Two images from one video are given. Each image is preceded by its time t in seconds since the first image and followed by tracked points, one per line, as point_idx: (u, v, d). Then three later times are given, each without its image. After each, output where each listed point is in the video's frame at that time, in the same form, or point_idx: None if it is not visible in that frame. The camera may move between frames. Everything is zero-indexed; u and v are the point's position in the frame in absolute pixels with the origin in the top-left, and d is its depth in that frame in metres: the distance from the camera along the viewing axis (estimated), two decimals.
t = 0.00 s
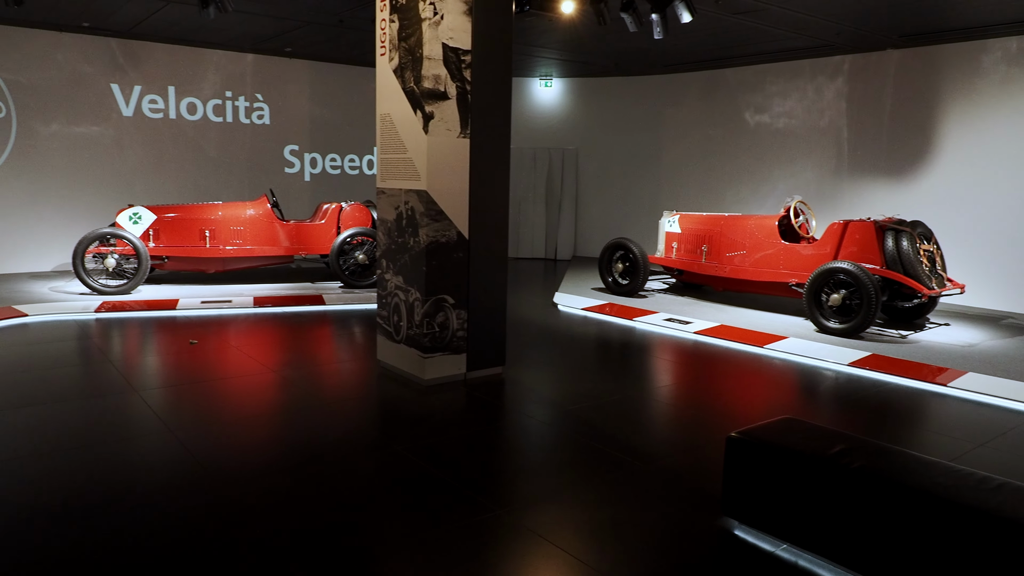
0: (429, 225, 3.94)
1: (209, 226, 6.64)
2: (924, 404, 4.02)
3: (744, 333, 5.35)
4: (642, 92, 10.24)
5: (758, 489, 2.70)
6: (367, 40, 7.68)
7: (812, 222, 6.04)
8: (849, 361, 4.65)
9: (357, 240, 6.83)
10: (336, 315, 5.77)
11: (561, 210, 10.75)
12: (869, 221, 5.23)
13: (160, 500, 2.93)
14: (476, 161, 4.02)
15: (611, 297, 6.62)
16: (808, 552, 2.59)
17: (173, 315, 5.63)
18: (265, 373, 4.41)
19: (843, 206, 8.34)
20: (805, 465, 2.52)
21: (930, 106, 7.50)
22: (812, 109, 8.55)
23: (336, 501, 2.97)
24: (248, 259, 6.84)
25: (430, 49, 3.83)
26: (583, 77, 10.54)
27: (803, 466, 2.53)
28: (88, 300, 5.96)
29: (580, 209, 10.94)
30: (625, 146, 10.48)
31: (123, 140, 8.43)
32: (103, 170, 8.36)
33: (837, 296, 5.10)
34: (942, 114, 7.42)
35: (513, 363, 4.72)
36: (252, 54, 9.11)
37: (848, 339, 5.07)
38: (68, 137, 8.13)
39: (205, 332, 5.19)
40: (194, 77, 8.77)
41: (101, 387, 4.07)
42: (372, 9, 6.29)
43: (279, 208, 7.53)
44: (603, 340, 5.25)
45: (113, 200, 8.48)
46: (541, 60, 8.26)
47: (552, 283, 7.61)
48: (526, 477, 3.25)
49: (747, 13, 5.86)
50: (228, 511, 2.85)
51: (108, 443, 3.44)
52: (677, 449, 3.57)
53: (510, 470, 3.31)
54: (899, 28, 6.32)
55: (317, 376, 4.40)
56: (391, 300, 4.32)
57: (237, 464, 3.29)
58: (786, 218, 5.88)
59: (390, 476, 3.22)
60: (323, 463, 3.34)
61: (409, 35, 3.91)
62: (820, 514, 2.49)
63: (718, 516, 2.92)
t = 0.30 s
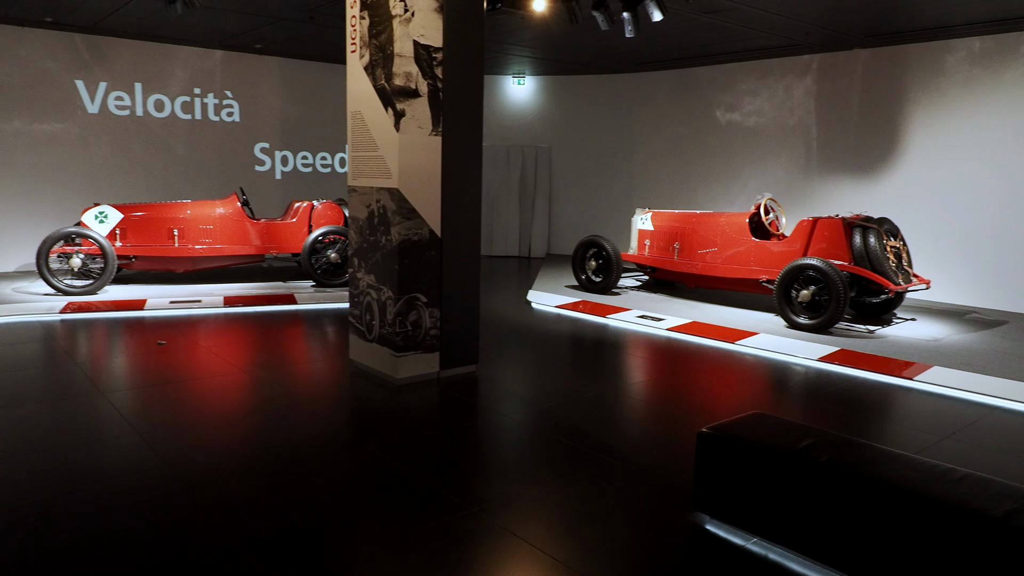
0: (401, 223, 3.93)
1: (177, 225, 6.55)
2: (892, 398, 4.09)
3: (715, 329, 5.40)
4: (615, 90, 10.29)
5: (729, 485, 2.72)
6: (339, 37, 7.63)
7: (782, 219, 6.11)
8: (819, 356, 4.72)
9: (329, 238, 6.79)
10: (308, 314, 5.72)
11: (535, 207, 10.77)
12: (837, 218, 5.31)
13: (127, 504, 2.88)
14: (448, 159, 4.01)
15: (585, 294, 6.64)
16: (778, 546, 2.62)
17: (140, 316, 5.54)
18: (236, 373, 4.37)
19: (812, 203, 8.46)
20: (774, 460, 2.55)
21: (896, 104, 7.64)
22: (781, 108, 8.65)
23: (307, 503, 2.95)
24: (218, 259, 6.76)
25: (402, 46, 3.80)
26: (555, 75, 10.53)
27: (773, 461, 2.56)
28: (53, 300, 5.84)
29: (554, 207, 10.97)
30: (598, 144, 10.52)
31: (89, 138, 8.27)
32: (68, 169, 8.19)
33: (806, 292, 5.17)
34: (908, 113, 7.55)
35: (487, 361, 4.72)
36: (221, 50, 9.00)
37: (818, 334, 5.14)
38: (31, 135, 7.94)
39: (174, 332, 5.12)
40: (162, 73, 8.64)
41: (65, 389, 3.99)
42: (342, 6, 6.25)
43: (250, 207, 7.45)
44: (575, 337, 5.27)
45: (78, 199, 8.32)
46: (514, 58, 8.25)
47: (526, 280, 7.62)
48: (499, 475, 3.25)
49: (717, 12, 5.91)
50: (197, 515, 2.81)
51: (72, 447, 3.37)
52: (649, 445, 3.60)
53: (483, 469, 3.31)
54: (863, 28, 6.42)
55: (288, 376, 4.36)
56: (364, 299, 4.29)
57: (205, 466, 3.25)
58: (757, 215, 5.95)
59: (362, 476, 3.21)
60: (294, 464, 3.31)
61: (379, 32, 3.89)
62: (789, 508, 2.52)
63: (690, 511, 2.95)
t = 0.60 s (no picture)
0: (373, 221, 3.91)
1: (146, 225, 6.47)
2: (861, 393, 4.15)
3: (688, 325, 5.45)
4: (589, 88, 10.32)
5: (700, 480, 2.75)
6: (311, 34, 7.57)
7: (753, 216, 6.18)
8: (789, 352, 4.78)
9: (301, 238, 6.76)
10: (280, 314, 5.68)
11: (509, 205, 10.78)
12: (807, 215, 5.37)
13: (92, 507, 2.83)
14: (420, 158, 4.00)
15: (559, 292, 6.67)
16: (748, 540, 2.65)
17: (108, 317, 5.45)
18: (207, 374, 4.32)
19: (782, 201, 8.56)
20: (744, 455, 2.58)
21: (864, 104, 7.75)
22: (752, 106, 8.73)
23: (277, 503, 2.93)
24: (188, 258, 6.69)
25: (372, 44, 3.79)
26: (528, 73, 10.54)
27: (743, 456, 2.58)
28: (18, 302, 5.73)
29: (529, 205, 10.98)
30: (572, 143, 10.55)
31: (54, 136, 8.12)
32: (33, 167, 8.04)
33: (777, 289, 5.23)
34: (874, 111, 7.68)
35: (461, 360, 4.72)
36: (190, 47, 8.90)
37: (789, 330, 5.21)
38: None
39: (142, 333, 5.05)
40: (129, 70, 8.52)
41: (28, 392, 3.92)
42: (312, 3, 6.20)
43: (220, 206, 7.37)
44: (548, 335, 5.28)
45: (44, 198, 8.17)
46: (487, 56, 8.25)
47: (500, 278, 7.62)
48: (472, 474, 3.25)
49: (687, 11, 5.95)
50: (165, 517, 2.78)
51: (34, 450, 3.31)
52: (622, 442, 3.62)
53: (456, 467, 3.31)
54: (828, 27, 6.50)
55: (261, 376, 4.33)
56: (336, 298, 4.27)
57: (173, 468, 3.21)
58: (728, 213, 6.00)
59: (335, 476, 3.19)
60: (265, 465, 3.28)
61: (350, 30, 3.86)
62: (759, 502, 2.55)
63: (663, 507, 2.97)
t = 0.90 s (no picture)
0: (348, 221, 3.89)
1: (116, 225, 6.39)
2: (834, 388, 4.21)
3: (664, 323, 5.49)
4: (565, 87, 10.34)
5: (674, 476, 2.77)
6: (284, 32, 7.51)
7: (728, 214, 6.24)
8: (764, 348, 4.83)
9: (275, 237, 6.72)
10: (255, 314, 5.64)
11: (485, 204, 10.78)
12: (780, 212, 5.43)
13: (61, 512, 2.79)
14: (395, 156, 3.99)
15: (534, 290, 6.68)
16: (723, 534, 2.68)
17: (79, 319, 5.37)
18: (180, 376, 4.28)
19: (756, 199, 8.64)
20: (716, 450, 2.61)
21: (835, 103, 7.84)
22: (725, 105, 8.80)
23: (251, 506, 2.91)
24: (160, 259, 6.62)
25: (345, 42, 3.77)
26: (504, 72, 10.56)
27: (715, 451, 2.61)
28: None
29: (506, 203, 11.00)
30: (549, 141, 10.57)
31: (21, 135, 7.93)
32: None
33: (751, 286, 5.29)
34: (845, 110, 7.78)
35: (438, 359, 4.72)
36: (160, 45, 8.80)
37: (763, 327, 5.27)
38: None
39: (113, 335, 4.99)
40: (97, 68, 8.41)
41: None
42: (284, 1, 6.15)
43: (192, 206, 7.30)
44: (524, 333, 5.30)
45: (12, 198, 8.02)
46: (463, 54, 8.23)
47: (476, 277, 7.62)
48: (448, 473, 3.25)
49: (660, 10, 5.99)
50: (137, 520, 2.75)
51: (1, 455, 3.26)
52: (597, 440, 3.64)
53: (432, 467, 3.31)
54: (798, 27, 6.57)
55: (236, 377, 4.30)
56: (310, 298, 4.25)
57: (145, 471, 3.18)
58: (703, 211, 6.05)
59: (310, 476, 3.18)
60: (239, 467, 3.25)
61: (323, 27, 3.84)
62: (732, 497, 2.58)
63: (638, 503, 2.99)
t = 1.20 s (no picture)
0: (322, 220, 3.87)
1: (86, 225, 6.31)
2: (807, 383, 4.27)
3: (640, 320, 5.53)
4: (542, 85, 10.35)
5: (648, 473, 2.79)
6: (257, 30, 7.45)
7: (703, 212, 6.29)
8: (738, 345, 4.88)
9: (249, 237, 6.67)
10: (228, 315, 5.59)
11: (462, 202, 10.77)
12: (754, 211, 5.49)
13: (28, 517, 2.75)
14: (369, 156, 3.97)
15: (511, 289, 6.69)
16: (697, 530, 2.70)
17: (48, 321, 5.29)
18: (152, 378, 4.24)
19: (730, 198, 8.72)
20: (689, 447, 2.63)
21: (808, 102, 7.93)
22: (699, 104, 8.87)
23: (224, 508, 2.88)
24: (132, 259, 6.54)
25: (318, 41, 3.75)
26: (480, 70, 10.55)
27: (688, 448, 2.63)
28: None
29: (483, 202, 11.00)
30: (526, 139, 10.58)
31: None
32: None
33: (726, 283, 5.34)
34: (816, 108, 7.87)
35: (414, 358, 4.71)
36: (131, 42, 8.70)
37: (737, 324, 5.32)
38: None
39: (84, 337, 4.92)
40: (66, 66, 8.28)
41: None
42: None
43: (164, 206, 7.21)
44: (501, 332, 5.30)
45: None
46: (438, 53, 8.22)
47: (453, 276, 7.61)
48: (424, 473, 3.25)
49: (634, 10, 6.02)
50: (107, 524, 2.72)
51: None
52: (573, 438, 3.66)
53: (407, 467, 3.30)
54: (768, 26, 6.63)
55: (209, 378, 4.26)
56: (285, 298, 4.22)
57: (115, 474, 3.14)
58: (678, 209, 6.10)
59: (284, 478, 3.16)
60: (211, 469, 3.23)
61: (295, 26, 3.82)
62: (705, 493, 2.60)
63: (614, 501, 3.01)
